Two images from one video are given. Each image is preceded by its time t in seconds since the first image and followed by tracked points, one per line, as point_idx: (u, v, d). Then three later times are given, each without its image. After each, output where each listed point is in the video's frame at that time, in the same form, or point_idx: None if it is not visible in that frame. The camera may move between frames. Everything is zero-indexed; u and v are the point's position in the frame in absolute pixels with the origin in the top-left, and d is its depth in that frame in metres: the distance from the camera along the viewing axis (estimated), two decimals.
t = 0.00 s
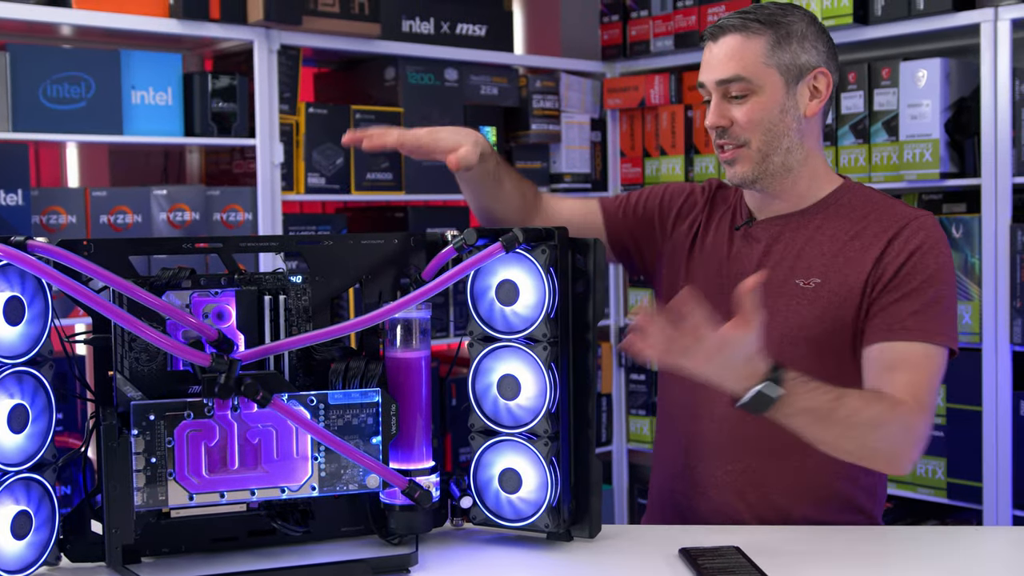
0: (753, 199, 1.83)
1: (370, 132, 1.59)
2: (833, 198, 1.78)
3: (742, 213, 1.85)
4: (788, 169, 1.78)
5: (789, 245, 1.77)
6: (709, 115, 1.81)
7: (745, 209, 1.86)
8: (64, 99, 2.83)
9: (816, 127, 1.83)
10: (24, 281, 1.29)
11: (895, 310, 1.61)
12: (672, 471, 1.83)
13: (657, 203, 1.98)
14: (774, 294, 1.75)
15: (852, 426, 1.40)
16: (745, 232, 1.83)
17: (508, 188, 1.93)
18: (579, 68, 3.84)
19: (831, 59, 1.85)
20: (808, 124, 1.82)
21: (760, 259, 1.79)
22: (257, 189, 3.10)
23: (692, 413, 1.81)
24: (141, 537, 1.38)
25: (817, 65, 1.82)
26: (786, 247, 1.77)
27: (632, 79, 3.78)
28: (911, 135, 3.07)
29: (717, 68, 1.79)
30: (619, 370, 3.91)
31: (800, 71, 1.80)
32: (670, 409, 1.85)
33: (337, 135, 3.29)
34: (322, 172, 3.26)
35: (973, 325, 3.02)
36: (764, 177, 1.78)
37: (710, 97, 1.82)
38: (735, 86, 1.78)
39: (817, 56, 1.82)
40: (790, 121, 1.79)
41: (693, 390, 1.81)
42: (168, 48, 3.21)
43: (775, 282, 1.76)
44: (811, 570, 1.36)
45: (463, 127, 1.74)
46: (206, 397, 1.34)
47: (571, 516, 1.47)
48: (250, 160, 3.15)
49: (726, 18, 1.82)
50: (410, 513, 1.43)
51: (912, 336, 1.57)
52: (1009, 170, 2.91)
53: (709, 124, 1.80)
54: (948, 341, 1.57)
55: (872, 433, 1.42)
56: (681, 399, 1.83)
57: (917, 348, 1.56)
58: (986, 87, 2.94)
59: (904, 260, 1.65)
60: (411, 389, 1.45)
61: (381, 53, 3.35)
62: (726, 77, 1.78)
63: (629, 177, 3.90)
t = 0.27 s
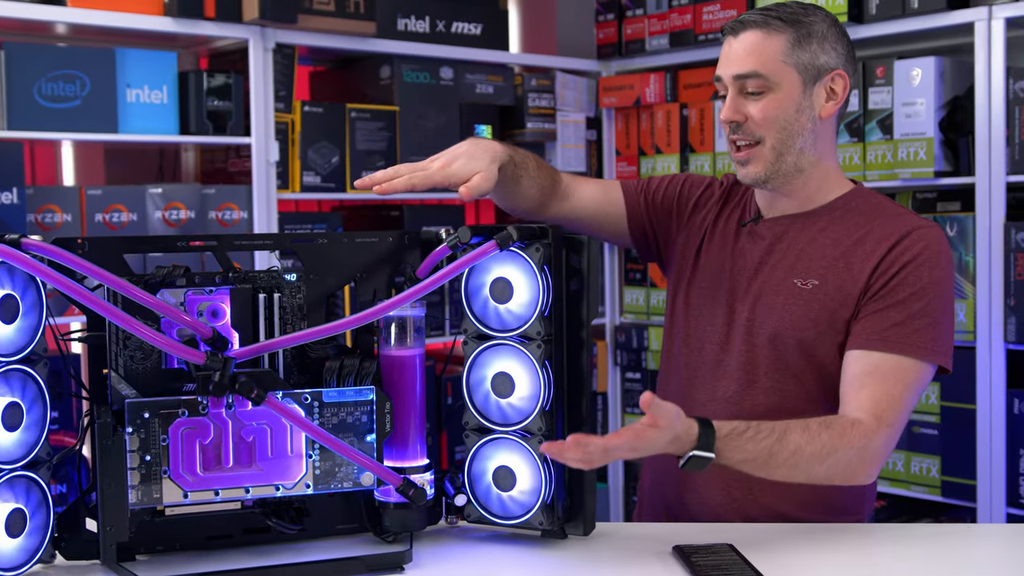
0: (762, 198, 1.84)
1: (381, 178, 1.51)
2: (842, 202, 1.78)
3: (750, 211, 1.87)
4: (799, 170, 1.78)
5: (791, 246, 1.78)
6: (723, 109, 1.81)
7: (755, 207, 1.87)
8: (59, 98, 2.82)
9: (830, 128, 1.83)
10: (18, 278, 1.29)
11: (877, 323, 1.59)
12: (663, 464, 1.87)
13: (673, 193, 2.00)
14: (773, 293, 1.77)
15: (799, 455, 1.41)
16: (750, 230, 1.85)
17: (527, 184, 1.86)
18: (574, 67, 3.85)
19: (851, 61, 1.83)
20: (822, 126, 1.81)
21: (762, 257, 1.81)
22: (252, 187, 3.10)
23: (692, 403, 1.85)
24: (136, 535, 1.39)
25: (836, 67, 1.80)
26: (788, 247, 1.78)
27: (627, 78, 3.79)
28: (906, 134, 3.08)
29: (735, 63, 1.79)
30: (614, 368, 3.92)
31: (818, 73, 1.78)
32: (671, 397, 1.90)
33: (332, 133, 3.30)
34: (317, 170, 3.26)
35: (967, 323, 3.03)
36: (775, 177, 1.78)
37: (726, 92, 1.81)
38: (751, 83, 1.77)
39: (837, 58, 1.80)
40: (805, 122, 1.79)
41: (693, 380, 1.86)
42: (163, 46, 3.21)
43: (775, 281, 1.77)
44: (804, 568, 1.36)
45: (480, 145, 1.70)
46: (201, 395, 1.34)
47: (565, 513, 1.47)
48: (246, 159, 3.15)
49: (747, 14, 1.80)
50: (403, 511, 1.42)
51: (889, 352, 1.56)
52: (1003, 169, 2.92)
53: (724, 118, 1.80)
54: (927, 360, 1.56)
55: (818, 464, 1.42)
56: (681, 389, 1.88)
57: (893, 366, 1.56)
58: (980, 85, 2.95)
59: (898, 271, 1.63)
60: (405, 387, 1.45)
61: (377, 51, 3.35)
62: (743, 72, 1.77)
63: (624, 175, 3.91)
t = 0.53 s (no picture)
0: (767, 201, 1.85)
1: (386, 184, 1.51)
2: (845, 208, 1.79)
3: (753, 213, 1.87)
4: (804, 173, 1.78)
5: (792, 250, 1.78)
6: (730, 111, 1.80)
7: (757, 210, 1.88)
8: (58, 99, 2.83)
9: (835, 132, 1.83)
10: (16, 279, 1.29)
11: (876, 333, 1.60)
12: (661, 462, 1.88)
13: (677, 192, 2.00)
14: (774, 297, 1.77)
15: (793, 469, 1.41)
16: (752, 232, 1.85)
17: (530, 185, 1.86)
18: (573, 68, 3.85)
19: (856, 65, 1.84)
20: (828, 129, 1.81)
21: (763, 262, 1.81)
22: (251, 188, 3.10)
23: (689, 404, 1.86)
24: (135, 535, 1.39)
25: (843, 71, 1.80)
26: (789, 252, 1.78)
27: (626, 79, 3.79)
28: (904, 136, 3.08)
29: (742, 65, 1.78)
30: (613, 369, 3.92)
31: (825, 76, 1.78)
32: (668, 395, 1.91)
33: (331, 134, 3.30)
34: (316, 171, 3.27)
35: (965, 325, 3.01)
36: (780, 180, 1.78)
37: (732, 94, 1.81)
38: (759, 86, 1.77)
39: (844, 62, 1.81)
40: (811, 125, 1.78)
41: (691, 381, 1.86)
42: (162, 48, 3.21)
43: (776, 285, 1.77)
44: (801, 568, 1.36)
45: (483, 150, 1.69)
46: (199, 396, 1.34)
47: (563, 514, 1.48)
48: (244, 160, 3.15)
49: (755, 16, 1.80)
50: (401, 512, 1.43)
51: (888, 362, 1.57)
52: (1000, 170, 2.93)
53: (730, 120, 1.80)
54: (925, 370, 1.56)
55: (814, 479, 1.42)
56: (678, 389, 1.88)
57: (891, 378, 1.56)
58: (978, 86, 2.95)
59: (899, 279, 1.64)
60: (403, 388, 1.45)
61: (375, 52, 3.35)
62: (751, 75, 1.77)
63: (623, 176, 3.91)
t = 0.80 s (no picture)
0: (772, 207, 1.85)
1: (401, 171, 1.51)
2: (850, 215, 1.79)
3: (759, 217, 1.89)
4: (807, 178, 1.78)
5: (796, 258, 1.79)
6: (733, 117, 1.80)
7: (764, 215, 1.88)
8: (61, 102, 2.83)
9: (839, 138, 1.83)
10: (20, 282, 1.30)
11: (879, 337, 1.60)
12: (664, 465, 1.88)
13: (689, 194, 2.00)
14: (776, 305, 1.77)
15: (792, 465, 1.40)
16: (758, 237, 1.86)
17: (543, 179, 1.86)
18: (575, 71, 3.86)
19: (861, 71, 1.84)
20: (832, 135, 1.81)
21: (767, 268, 1.81)
22: (254, 191, 3.11)
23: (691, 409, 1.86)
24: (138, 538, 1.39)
25: (847, 77, 1.80)
26: (793, 260, 1.79)
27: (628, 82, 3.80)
28: (906, 138, 3.08)
29: (746, 71, 1.78)
30: (615, 372, 3.93)
31: (829, 82, 1.78)
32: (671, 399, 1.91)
33: (333, 138, 3.31)
34: (319, 175, 3.27)
35: (967, 327, 3.03)
36: (783, 185, 1.78)
37: (736, 100, 1.81)
38: (762, 91, 1.77)
39: (849, 67, 1.81)
40: (815, 130, 1.78)
41: (695, 386, 1.86)
42: (165, 51, 3.22)
43: (779, 293, 1.78)
44: (803, 571, 1.36)
45: (499, 143, 1.69)
46: (202, 399, 1.35)
47: (565, 516, 1.48)
48: (247, 163, 3.16)
49: (758, 23, 1.81)
50: (404, 514, 1.43)
51: (889, 366, 1.56)
52: (1002, 173, 2.93)
53: (733, 126, 1.80)
54: (926, 376, 1.56)
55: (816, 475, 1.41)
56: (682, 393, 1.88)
57: (895, 379, 1.56)
58: (980, 88, 2.95)
59: (902, 287, 1.64)
60: (405, 391, 1.45)
61: (377, 56, 3.36)
62: (754, 80, 1.77)
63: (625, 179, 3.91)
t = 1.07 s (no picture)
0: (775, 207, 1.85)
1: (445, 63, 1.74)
2: (855, 208, 1.79)
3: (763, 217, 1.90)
4: (810, 177, 1.78)
5: (800, 250, 1.78)
6: (732, 120, 1.80)
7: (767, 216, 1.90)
8: (65, 105, 2.84)
9: (839, 135, 1.83)
10: (23, 284, 1.30)
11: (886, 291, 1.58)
12: (668, 463, 1.88)
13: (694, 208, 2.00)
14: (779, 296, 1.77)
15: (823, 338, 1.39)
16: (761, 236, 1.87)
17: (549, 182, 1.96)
18: (578, 74, 3.86)
19: (854, 67, 1.85)
20: (831, 131, 1.81)
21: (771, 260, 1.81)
22: (257, 194, 3.11)
23: (694, 405, 1.83)
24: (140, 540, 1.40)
25: (842, 73, 1.81)
26: (796, 251, 1.79)
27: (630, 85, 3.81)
28: (908, 141, 3.08)
29: (741, 74, 1.79)
30: (618, 374, 3.93)
31: (824, 79, 1.79)
32: (674, 398, 1.88)
33: (336, 141, 3.31)
34: (321, 178, 3.28)
35: (969, 330, 3.04)
36: (786, 185, 1.78)
37: (733, 104, 1.81)
38: (758, 93, 1.78)
39: (841, 64, 1.82)
40: (813, 129, 1.78)
41: (699, 382, 1.84)
42: (168, 55, 3.23)
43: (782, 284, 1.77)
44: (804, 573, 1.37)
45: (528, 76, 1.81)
46: (205, 402, 1.35)
47: (567, 519, 1.48)
48: (250, 166, 3.17)
49: (750, 26, 1.82)
50: (407, 517, 1.43)
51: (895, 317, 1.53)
52: (1005, 176, 2.93)
53: (732, 130, 1.79)
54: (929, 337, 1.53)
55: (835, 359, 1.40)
56: (687, 390, 1.85)
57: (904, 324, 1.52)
58: (982, 91, 2.96)
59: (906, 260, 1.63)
60: (407, 394, 1.46)
61: (380, 59, 3.37)
62: (750, 83, 1.78)
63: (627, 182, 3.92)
